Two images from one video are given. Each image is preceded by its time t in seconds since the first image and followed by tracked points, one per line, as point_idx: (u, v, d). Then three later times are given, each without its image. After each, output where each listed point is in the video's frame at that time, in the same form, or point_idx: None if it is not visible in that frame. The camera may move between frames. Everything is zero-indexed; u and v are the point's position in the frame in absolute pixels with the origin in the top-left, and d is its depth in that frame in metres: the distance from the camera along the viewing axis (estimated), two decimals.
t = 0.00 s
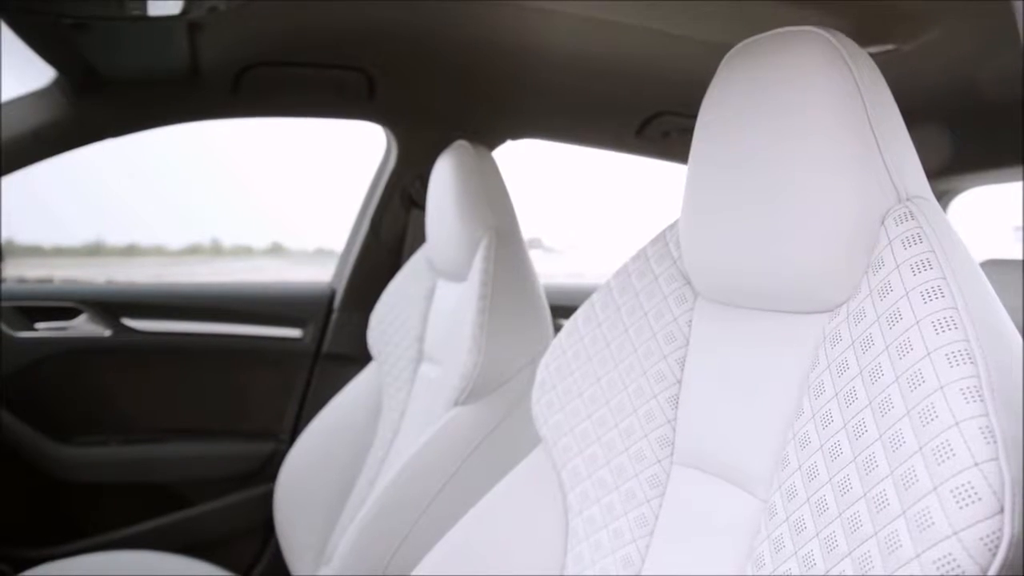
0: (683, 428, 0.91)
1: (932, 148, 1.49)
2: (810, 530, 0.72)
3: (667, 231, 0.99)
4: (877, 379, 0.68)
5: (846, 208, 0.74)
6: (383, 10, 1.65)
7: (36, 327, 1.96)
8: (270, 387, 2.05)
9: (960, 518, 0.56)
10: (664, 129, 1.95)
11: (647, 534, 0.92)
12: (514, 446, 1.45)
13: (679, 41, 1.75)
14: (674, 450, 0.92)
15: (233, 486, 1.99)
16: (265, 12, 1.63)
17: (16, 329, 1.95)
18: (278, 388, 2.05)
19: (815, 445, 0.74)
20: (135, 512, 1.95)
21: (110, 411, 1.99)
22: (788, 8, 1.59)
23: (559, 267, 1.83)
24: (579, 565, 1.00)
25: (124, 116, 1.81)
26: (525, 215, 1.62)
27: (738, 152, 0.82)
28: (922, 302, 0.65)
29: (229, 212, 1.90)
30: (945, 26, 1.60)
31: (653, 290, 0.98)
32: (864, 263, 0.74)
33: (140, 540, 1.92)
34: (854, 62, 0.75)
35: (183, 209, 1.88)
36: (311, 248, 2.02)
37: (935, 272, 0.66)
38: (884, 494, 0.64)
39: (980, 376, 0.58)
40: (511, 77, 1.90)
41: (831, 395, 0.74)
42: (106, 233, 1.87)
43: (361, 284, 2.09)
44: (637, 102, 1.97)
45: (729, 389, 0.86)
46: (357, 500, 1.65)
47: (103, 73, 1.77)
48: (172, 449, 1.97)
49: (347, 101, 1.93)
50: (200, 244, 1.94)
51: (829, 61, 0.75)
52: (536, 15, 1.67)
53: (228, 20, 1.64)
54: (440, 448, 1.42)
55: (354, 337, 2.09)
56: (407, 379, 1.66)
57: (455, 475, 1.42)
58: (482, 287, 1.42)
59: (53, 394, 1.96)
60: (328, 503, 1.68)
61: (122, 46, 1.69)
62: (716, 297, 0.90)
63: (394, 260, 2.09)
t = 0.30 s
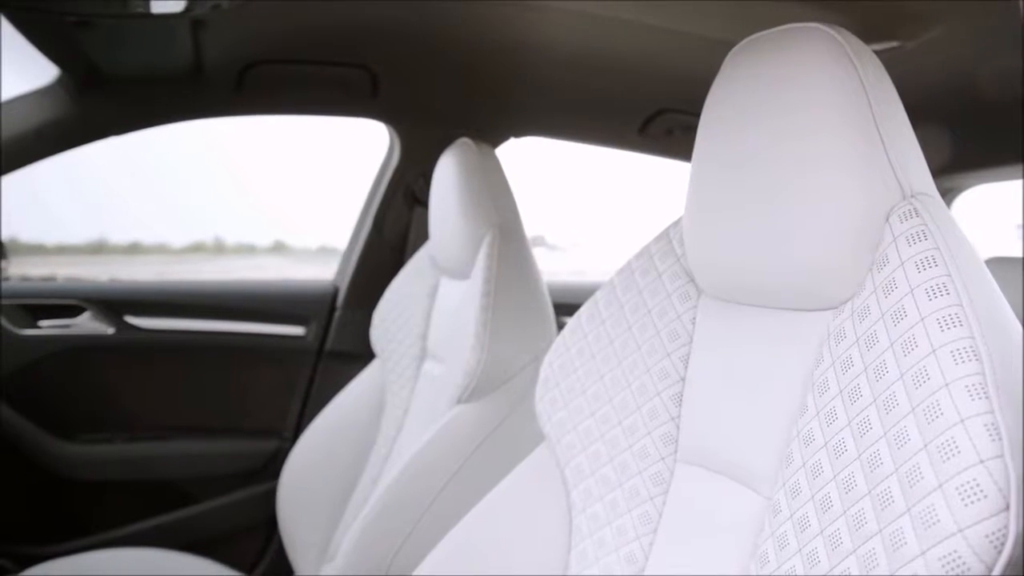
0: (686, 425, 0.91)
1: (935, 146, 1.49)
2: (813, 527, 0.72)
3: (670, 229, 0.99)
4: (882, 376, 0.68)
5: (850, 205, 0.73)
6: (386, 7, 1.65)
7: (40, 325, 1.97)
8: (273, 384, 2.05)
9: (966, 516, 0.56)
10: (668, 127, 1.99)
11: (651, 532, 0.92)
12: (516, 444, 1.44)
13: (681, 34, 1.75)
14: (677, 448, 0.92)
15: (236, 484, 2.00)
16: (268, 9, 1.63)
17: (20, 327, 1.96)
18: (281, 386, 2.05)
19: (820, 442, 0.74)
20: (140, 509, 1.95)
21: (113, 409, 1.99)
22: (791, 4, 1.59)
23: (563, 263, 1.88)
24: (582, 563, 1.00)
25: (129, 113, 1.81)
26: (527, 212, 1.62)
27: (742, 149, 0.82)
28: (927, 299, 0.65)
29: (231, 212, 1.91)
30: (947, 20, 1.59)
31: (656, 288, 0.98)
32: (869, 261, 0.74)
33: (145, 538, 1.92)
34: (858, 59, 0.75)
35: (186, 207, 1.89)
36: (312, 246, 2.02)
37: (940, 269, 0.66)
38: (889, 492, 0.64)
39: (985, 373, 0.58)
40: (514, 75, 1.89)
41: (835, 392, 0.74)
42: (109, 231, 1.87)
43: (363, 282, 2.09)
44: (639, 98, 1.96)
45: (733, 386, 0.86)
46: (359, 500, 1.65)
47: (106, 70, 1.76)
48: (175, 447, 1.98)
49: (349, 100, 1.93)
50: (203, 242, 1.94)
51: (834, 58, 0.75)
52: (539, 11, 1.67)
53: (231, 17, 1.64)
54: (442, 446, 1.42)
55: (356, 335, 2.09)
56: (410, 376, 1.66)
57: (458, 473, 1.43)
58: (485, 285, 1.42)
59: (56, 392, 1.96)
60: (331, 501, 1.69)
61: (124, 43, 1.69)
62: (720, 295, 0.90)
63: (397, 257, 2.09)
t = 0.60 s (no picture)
0: (692, 421, 0.91)
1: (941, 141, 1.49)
2: (820, 523, 0.72)
3: (676, 225, 0.99)
4: (889, 371, 0.68)
5: (856, 201, 0.73)
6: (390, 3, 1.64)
7: (45, 321, 1.97)
8: (277, 380, 2.05)
9: (974, 511, 0.56)
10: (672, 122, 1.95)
11: (656, 528, 0.92)
12: (519, 439, 1.45)
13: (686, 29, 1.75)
14: (683, 444, 0.92)
15: (241, 480, 2.00)
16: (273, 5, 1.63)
17: (25, 324, 1.96)
18: (285, 382, 2.05)
19: (826, 438, 0.74)
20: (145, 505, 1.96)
21: (118, 405, 1.99)
22: None
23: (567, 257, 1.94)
24: (587, 559, 1.00)
25: (135, 108, 1.81)
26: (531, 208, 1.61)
27: (748, 145, 0.82)
28: (935, 295, 0.65)
29: (238, 209, 1.91)
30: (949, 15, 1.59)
31: (661, 284, 0.98)
32: (875, 256, 0.74)
33: (152, 533, 1.94)
34: (865, 54, 0.74)
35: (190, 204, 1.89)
36: (315, 243, 2.01)
37: (947, 264, 0.65)
38: (896, 487, 0.64)
39: (993, 369, 0.58)
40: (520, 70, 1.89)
41: (841, 388, 0.73)
42: (115, 228, 1.87)
43: (367, 278, 2.09)
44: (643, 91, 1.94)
45: (739, 382, 0.86)
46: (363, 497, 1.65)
47: (110, 65, 1.75)
48: (180, 443, 1.99)
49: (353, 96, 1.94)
50: (208, 239, 1.94)
51: (841, 53, 0.75)
52: (544, 7, 1.67)
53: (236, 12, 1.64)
54: (446, 442, 1.42)
55: (361, 331, 2.09)
56: (414, 373, 1.66)
57: (463, 469, 1.43)
58: (489, 284, 1.42)
59: (62, 389, 1.97)
60: (335, 497, 1.70)
61: (127, 39, 1.68)
62: (727, 291, 0.90)
63: (401, 252, 2.08)
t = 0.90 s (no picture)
0: (699, 418, 0.90)
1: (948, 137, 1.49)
2: (828, 519, 0.72)
3: (683, 221, 0.98)
4: (898, 367, 0.68)
5: (865, 197, 0.73)
6: None
7: (53, 317, 1.96)
8: (284, 376, 2.05)
9: (984, 506, 0.56)
10: (680, 119, 2.01)
11: (664, 524, 0.92)
12: (527, 435, 1.45)
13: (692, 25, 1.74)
14: (690, 440, 0.91)
15: (248, 476, 2.01)
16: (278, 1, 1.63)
17: (34, 320, 1.95)
18: (292, 378, 2.06)
19: (834, 434, 0.74)
20: (154, 500, 1.97)
21: (125, 401, 2.00)
22: None
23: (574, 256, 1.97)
24: (594, 556, 1.00)
25: (145, 104, 1.81)
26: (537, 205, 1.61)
27: (756, 140, 0.82)
28: (944, 289, 0.65)
29: (243, 205, 1.90)
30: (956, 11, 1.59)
31: (669, 279, 0.98)
32: (884, 252, 0.74)
33: (161, 528, 1.95)
34: (874, 49, 0.74)
35: (195, 201, 1.89)
36: (321, 241, 2.02)
37: (957, 259, 0.65)
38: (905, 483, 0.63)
39: (1003, 363, 0.57)
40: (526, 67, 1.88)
41: (850, 383, 0.73)
42: (120, 226, 1.88)
43: (374, 274, 2.08)
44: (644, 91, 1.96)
45: (747, 377, 0.86)
46: (369, 493, 1.66)
47: (118, 65, 1.77)
48: (186, 438, 1.99)
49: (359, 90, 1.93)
50: (213, 236, 1.94)
51: (851, 48, 0.74)
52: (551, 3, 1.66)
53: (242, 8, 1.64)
54: (452, 438, 1.42)
55: (367, 327, 2.09)
56: (420, 369, 1.66)
57: (469, 466, 1.43)
58: (496, 279, 1.41)
59: (69, 384, 1.97)
60: (341, 493, 1.70)
61: (132, 35, 1.69)
62: (734, 286, 0.90)
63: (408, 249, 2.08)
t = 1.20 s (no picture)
0: (709, 412, 0.90)
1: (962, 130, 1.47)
2: (840, 513, 0.71)
3: (694, 214, 0.98)
4: (911, 360, 0.67)
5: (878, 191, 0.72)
6: None
7: (63, 312, 1.96)
8: (292, 371, 2.06)
9: (999, 501, 0.56)
10: (687, 114, 1.95)
11: (674, 518, 0.92)
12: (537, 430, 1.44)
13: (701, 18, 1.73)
14: (700, 434, 0.91)
15: (257, 470, 2.03)
16: None
17: (44, 315, 1.96)
18: (300, 373, 2.06)
19: (847, 427, 0.73)
20: (165, 494, 1.99)
21: (134, 396, 2.00)
22: None
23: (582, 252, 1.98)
24: (604, 551, 0.99)
25: (153, 99, 1.80)
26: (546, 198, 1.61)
27: (767, 134, 0.81)
28: (958, 283, 0.64)
29: (252, 202, 1.93)
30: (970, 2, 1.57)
31: (679, 273, 0.98)
32: (896, 245, 0.73)
33: (172, 521, 1.97)
34: (887, 41, 0.73)
35: (204, 195, 1.91)
36: (328, 237, 2.05)
37: (971, 252, 0.64)
38: (918, 477, 0.63)
39: (1018, 357, 0.57)
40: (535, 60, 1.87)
41: (862, 377, 0.73)
42: (128, 223, 1.90)
43: (381, 267, 2.08)
44: (656, 83, 1.92)
45: (757, 372, 0.86)
46: (379, 487, 1.66)
47: (126, 59, 1.76)
48: (195, 433, 2.00)
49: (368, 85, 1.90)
50: (220, 232, 1.97)
51: (864, 39, 0.74)
52: None
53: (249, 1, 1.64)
54: (461, 433, 1.42)
55: (375, 321, 2.09)
56: (429, 364, 1.66)
57: (477, 462, 1.43)
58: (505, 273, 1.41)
59: (80, 379, 1.98)
60: (350, 487, 1.71)
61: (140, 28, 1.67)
62: (746, 280, 0.89)
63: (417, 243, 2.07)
